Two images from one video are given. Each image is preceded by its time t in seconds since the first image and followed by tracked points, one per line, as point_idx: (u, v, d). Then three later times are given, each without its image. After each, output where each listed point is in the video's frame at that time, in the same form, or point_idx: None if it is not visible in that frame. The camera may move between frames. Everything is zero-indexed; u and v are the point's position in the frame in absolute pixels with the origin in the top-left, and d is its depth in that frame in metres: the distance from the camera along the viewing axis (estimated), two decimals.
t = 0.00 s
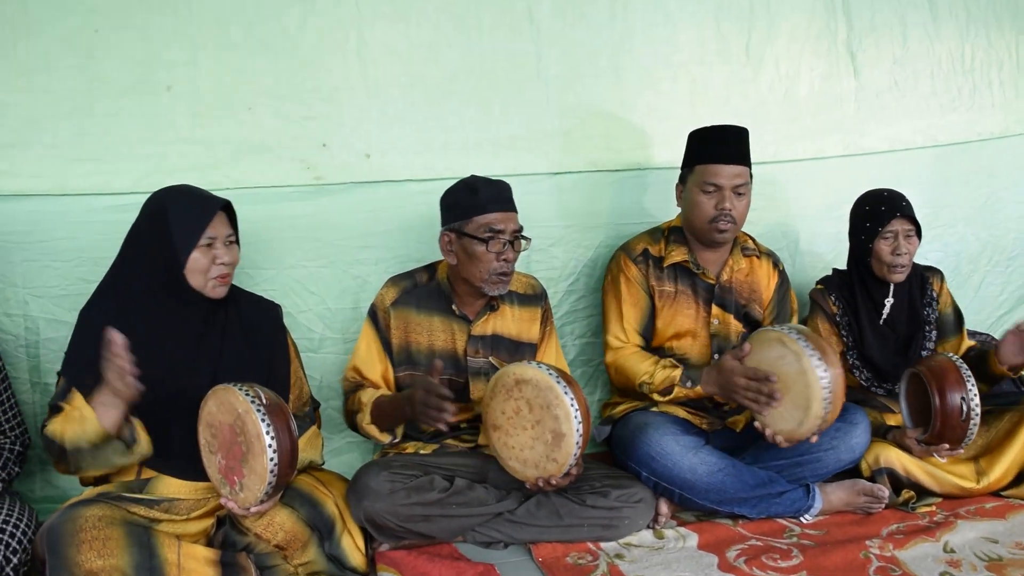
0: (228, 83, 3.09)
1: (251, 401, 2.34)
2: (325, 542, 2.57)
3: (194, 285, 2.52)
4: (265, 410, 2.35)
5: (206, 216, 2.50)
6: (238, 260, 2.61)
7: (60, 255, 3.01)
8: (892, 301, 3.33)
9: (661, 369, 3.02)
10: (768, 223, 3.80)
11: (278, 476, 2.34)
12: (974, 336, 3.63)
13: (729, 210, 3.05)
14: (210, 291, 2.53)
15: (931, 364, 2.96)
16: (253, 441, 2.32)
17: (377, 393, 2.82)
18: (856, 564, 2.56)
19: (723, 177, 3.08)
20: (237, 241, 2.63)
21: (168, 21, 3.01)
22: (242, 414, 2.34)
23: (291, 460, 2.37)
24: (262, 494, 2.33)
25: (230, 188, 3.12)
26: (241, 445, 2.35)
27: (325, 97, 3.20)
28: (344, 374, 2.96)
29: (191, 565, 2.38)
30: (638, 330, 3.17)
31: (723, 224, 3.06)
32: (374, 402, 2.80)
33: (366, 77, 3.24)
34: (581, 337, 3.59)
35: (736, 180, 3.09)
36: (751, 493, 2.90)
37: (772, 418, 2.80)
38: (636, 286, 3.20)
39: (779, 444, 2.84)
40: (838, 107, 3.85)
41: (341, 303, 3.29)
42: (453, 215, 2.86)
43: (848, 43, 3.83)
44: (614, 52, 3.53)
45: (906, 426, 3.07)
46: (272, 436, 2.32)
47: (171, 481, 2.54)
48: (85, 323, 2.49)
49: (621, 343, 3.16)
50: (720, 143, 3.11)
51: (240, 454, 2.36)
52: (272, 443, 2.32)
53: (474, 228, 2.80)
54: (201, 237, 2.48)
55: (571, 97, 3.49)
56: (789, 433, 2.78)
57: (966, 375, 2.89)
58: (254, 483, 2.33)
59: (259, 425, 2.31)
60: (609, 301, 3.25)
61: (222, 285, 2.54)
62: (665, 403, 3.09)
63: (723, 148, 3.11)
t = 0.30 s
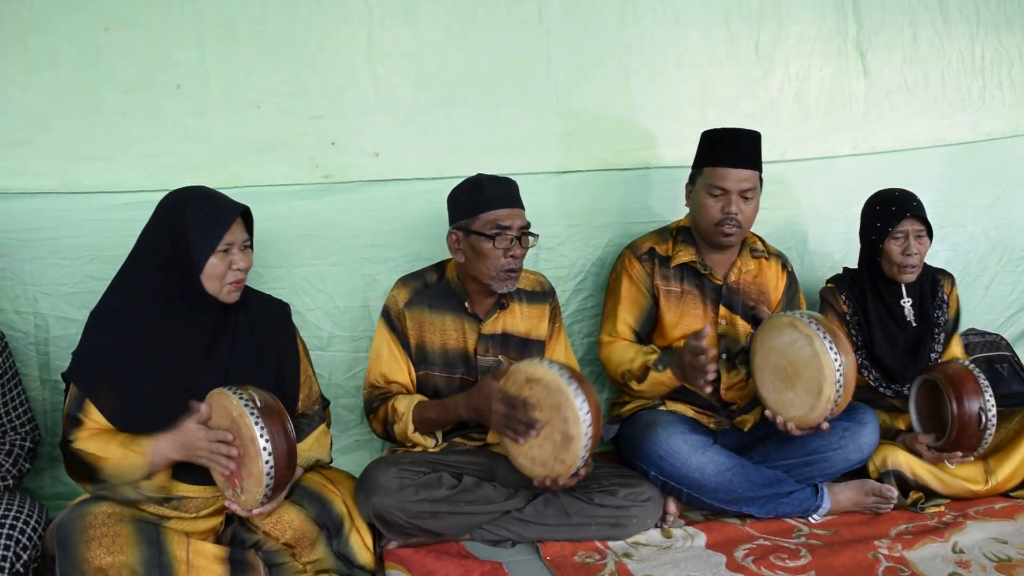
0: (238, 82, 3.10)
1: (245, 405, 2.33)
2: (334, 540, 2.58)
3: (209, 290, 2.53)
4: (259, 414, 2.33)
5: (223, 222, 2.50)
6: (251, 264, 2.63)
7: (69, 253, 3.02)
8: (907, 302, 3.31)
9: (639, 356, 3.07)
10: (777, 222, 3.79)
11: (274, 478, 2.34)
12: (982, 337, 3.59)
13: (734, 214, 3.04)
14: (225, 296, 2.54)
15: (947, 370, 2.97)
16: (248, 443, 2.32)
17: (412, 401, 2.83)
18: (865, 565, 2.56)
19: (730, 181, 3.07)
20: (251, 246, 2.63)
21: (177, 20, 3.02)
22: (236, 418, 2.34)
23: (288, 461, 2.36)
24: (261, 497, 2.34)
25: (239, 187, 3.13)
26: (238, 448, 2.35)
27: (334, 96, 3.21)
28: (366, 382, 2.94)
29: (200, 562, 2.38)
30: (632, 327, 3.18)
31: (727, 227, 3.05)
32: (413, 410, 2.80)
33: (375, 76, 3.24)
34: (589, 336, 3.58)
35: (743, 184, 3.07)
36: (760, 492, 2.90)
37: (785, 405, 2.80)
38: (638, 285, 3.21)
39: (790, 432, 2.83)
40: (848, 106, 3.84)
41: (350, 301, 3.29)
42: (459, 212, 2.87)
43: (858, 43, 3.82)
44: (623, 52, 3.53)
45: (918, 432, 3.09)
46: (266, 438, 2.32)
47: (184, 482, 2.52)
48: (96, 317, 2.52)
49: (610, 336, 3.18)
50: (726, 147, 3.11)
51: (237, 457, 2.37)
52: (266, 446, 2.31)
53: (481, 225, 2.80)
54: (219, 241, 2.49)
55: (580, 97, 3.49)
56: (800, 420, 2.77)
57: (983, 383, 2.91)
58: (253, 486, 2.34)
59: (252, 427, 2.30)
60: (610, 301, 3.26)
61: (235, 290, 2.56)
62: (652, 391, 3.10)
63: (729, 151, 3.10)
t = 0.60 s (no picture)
0: (247, 81, 3.10)
1: (253, 394, 2.33)
2: (344, 540, 2.58)
3: (221, 291, 2.53)
4: (268, 405, 2.33)
5: (236, 225, 2.50)
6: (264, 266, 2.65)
7: (79, 253, 3.02)
8: (911, 301, 3.30)
9: (675, 349, 3.00)
10: (787, 221, 3.78)
11: (279, 468, 2.31)
12: (992, 336, 3.60)
13: (736, 218, 3.03)
14: (236, 297, 2.55)
15: (958, 364, 2.95)
16: (255, 432, 2.30)
17: (415, 392, 2.82)
18: (876, 564, 2.55)
19: (734, 184, 3.05)
20: (264, 248, 2.63)
21: (187, 20, 3.02)
22: (244, 408, 2.34)
23: (294, 457, 2.35)
24: (267, 489, 2.30)
25: (249, 186, 3.13)
26: (245, 438, 2.34)
27: (344, 95, 3.21)
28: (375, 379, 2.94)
29: (211, 561, 2.39)
30: (656, 325, 3.17)
31: (730, 231, 3.05)
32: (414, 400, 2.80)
33: (384, 75, 3.24)
34: (598, 335, 3.58)
35: (748, 188, 3.05)
36: (770, 492, 2.89)
37: (792, 410, 2.78)
38: (654, 282, 3.20)
39: (797, 437, 2.82)
40: (858, 105, 3.82)
41: (359, 301, 3.30)
42: (473, 210, 2.86)
43: (868, 41, 3.81)
44: (632, 50, 3.52)
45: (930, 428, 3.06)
46: (273, 428, 2.30)
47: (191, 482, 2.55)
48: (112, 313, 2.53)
49: (633, 336, 3.17)
50: (735, 150, 3.08)
51: (247, 447, 2.34)
52: (272, 436, 2.29)
53: (494, 224, 2.80)
54: (233, 243, 2.49)
55: (589, 96, 3.48)
56: (807, 425, 2.76)
57: (994, 375, 2.88)
58: (258, 477, 2.31)
59: (259, 418, 2.29)
60: (626, 298, 3.27)
61: (246, 292, 2.56)
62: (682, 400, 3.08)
63: (738, 155, 3.08)
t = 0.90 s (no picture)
0: (256, 79, 3.10)
1: (268, 387, 2.33)
2: (354, 538, 2.58)
3: (227, 289, 2.54)
4: (284, 399, 2.32)
5: (241, 223, 2.50)
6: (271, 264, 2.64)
7: (89, 251, 3.03)
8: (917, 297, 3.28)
9: (691, 350, 3.01)
10: (796, 219, 3.77)
11: (294, 459, 2.32)
12: (1004, 334, 3.56)
13: (746, 220, 3.03)
14: (243, 295, 2.56)
15: (969, 352, 2.95)
16: (269, 425, 2.31)
17: (443, 400, 2.82)
18: (886, 563, 2.54)
19: (746, 185, 3.04)
20: (271, 245, 2.64)
21: (196, 19, 3.03)
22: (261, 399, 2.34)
23: (308, 449, 2.35)
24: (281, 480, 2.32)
25: (258, 185, 3.14)
26: (260, 430, 2.34)
27: (352, 94, 3.21)
28: (393, 381, 2.92)
29: (222, 559, 2.38)
30: (668, 322, 3.17)
31: (740, 232, 3.04)
32: (444, 410, 2.79)
33: (392, 73, 3.24)
34: (607, 333, 3.58)
35: (760, 189, 3.04)
36: (780, 490, 2.88)
37: (806, 404, 2.78)
38: (665, 278, 3.20)
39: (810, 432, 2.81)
40: (867, 102, 3.81)
41: (368, 299, 3.30)
42: (483, 212, 2.86)
43: (877, 38, 3.80)
44: (640, 48, 3.51)
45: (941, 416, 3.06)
46: (287, 420, 2.30)
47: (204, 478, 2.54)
48: (120, 316, 2.52)
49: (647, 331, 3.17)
50: (749, 151, 3.06)
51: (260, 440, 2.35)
52: (288, 428, 2.30)
53: (504, 226, 2.79)
54: (238, 241, 2.49)
55: (598, 93, 3.48)
56: (822, 420, 2.76)
57: (1006, 363, 2.88)
58: (271, 469, 2.32)
59: (274, 409, 2.29)
60: (638, 293, 3.26)
61: (254, 290, 2.56)
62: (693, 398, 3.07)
63: (751, 156, 3.06)
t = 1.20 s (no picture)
0: (264, 78, 3.11)
1: (284, 392, 2.33)
2: (361, 535, 2.58)
3: (233, 292, 2.53)
4: (298, 402, 2.33)
5: (251, 227, 2.49)
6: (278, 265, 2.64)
7: (96, 249, 3.04)
8: (934, 298, 3.27)
9: (677, 348, 3.03)
10: (804, 220, 3.77)
11: (308, 465, 2.32)
12: (1011, 336, 3.55)
13: (758, 218, 3.03)
14: (248, 299, 2.55)
15: (982, 359, 2.91)
16: (284, 430, 2.31)
17: (452, 404, 2.81)
18: (894, 564, 2.54)
19: (758, 184, 3.03)
20: (280, 250, 2.62)
21: (205, 18, 3.03)
22: (275, 405, 2.34)
23: (321, 454, 2.35)
24: (293, 485, 2.32)
25: (266, 183, 3.14)
26: (273, 433, 2.35)
27: (360, 92, 3.21)
28: (398, 379, 2.92)
29: (229, 556, 2.38)
30: (667, 318, 3.16)
31: (751, 230, 3.04)
32: (452, 415, 2.78)
33: (400, 72, 3.24)
34: (614, 333, 3.58)
35: (773, 189, 3.03)
36: (787, 491, 2.88)
37: (819, 399, 2.79)
38: (672, 275, 3.20)
39: (821, 427, 2.82)
40: (876, 102, 3.80)
41: (376, 298, 3.30)
42: (503, 212, 2.86)
43: (887, 38, 3.79)
44: (649, 47, 3.51)
45: (952, 421, 3.05)
46: (303, 425, 2.31)
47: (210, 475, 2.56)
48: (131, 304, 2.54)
49: (643, 325, 3.15)
50: (761, 150, 3.06)
51: (273, 445, 2.36)
52: (303, 433, 2.31)
53: (523, 229, 2.79)
54: (246, 246, 2.48)
55: (606, 93, 3.47)
56: (834, 416, 2.76)
57: (1021, 371, 2.85)
58: (284, 473, 2.32)
59: (291, 416, 2.30)
60: (641, 289, 3.25)
61: (259, 295, 2.56)
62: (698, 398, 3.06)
63: (761, 154, 3.05)
